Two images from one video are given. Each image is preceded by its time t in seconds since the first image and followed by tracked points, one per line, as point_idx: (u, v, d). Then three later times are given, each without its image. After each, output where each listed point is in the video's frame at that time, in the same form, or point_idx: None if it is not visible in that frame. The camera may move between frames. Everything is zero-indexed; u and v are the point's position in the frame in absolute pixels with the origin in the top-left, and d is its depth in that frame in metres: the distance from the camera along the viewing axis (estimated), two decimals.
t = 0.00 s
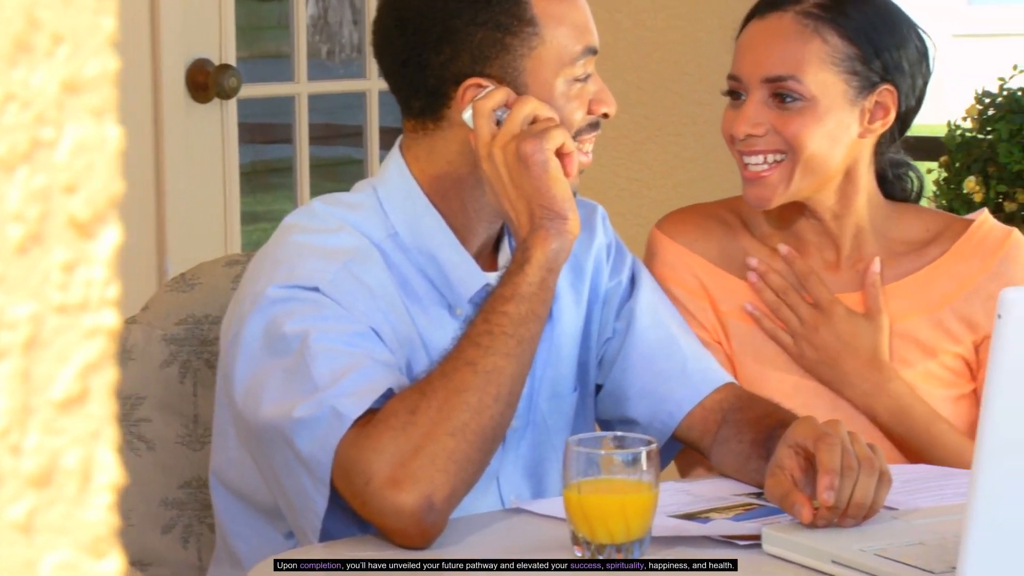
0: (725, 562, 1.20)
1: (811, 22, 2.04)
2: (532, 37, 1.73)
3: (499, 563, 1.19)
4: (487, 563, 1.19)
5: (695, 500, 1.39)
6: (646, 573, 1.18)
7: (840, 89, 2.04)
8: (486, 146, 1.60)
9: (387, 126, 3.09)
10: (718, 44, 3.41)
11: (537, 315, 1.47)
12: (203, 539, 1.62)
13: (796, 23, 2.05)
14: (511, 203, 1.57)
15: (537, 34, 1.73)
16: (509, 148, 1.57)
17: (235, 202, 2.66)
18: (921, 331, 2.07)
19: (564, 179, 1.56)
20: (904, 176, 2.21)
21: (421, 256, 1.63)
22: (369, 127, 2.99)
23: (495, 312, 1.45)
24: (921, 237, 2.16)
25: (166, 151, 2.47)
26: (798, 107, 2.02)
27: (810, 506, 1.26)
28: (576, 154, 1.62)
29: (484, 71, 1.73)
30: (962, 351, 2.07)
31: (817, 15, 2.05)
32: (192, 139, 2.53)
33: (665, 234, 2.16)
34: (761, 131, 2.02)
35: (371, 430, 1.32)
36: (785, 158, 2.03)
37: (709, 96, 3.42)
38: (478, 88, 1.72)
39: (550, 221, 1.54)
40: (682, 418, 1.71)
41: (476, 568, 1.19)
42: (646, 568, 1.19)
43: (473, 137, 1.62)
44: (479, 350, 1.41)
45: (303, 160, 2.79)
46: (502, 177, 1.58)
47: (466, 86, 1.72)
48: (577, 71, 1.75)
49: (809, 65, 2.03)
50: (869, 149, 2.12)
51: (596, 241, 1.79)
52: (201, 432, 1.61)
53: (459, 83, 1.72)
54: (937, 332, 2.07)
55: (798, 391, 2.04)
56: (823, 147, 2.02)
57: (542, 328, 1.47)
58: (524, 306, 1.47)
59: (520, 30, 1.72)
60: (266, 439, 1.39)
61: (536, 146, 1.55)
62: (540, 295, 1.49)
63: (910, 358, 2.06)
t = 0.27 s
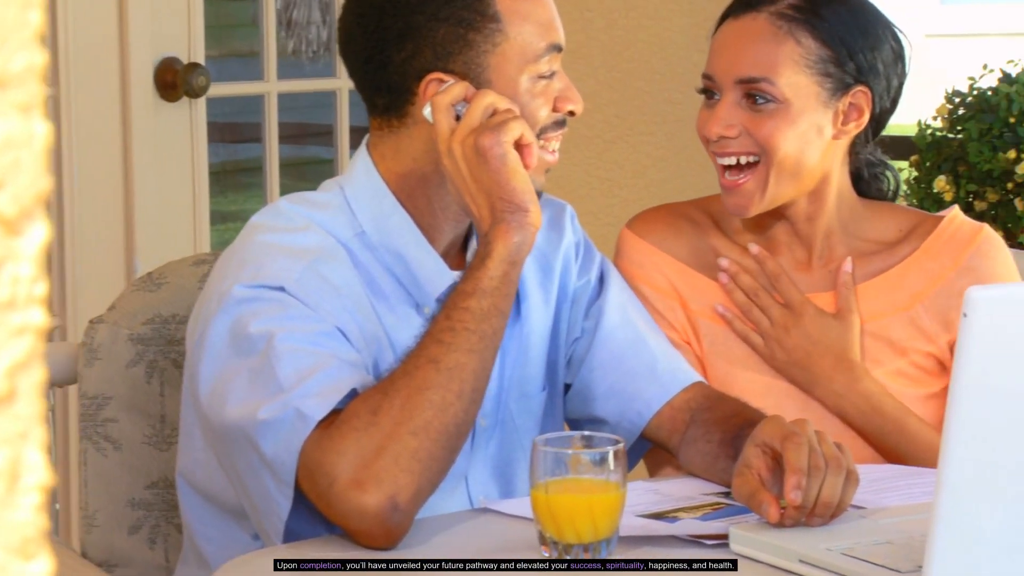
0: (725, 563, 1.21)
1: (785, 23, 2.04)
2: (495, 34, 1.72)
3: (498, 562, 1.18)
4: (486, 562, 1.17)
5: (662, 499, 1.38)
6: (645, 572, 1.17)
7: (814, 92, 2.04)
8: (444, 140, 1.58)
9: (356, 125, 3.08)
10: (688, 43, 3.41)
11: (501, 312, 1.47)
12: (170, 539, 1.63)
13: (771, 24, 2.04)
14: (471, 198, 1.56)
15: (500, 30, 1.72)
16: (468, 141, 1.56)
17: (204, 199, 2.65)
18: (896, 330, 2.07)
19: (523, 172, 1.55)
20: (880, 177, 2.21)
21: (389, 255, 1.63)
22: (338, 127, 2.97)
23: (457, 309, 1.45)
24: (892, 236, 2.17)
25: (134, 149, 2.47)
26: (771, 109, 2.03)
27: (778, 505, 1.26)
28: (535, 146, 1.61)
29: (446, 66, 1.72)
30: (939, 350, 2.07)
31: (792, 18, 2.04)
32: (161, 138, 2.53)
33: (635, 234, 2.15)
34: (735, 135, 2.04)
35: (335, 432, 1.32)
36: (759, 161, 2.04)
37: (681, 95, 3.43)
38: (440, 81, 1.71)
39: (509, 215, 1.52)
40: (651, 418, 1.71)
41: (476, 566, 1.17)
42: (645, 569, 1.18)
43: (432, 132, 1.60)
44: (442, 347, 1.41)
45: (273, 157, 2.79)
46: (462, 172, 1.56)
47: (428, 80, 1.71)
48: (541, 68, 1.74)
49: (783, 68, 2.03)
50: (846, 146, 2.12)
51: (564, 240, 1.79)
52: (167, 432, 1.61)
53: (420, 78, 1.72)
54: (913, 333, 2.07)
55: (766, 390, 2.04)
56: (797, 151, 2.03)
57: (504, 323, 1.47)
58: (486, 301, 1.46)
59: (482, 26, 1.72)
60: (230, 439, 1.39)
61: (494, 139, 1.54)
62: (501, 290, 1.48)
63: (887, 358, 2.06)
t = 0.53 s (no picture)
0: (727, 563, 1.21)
1: (765, 27, 2.03)
2: (455, 33, 1.70)
3: (500, 562, 1.21)
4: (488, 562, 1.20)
5: (627, 502, 1.38)
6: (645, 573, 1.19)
7: (793, 95, 2.05)
8: (403, 140, 1.58)
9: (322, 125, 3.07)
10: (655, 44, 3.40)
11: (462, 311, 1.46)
12: (134, 542, 1.62)
13: (752, 29, 2.03)
14: (429, 197, 1.55)
15: (460, 30, 1.70)
16: (426, 140, 1.55)
17: (171, 198, 2.64)
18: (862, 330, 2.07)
19: (482, 171, 1.54)
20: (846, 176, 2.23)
21: (353, 257, 1.64)
22: (305, 127, 2.98)
23: (418, 310, 1.44)
24: (858, 237, 2.18)
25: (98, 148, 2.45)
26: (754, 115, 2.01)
27: (742, 508, 1.25)
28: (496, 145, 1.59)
29: (406, 67, 1.72)
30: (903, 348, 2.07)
31: (772, 23, 2.03)
32: (128, 139, 2.52)
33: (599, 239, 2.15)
34: (720, 140, 2.01)
35: (296, 435, 1.32)
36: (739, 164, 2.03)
37: (649, 95, 3.42)
38: (400, 81, 1.71)
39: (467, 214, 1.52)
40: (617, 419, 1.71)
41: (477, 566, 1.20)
42: (645, 569, 1.20)
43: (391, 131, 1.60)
44: (402, 349, 1.40)
45: (240, 158, 2.80)
46: (422, 171, 1.55)
47: (387, 81, 1.71)
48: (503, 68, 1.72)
49: (764, 73, 2.02)
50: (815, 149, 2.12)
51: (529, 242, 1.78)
52: (131, 435, 1.61)
53: (381, 79, 1.72)
54: (879, 333, 2.07)
55: (734, 392, 2.03)
56: (775, 153, 2.03)
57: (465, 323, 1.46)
58: (446, 301, 1.46)
59: (442, 26, 1.70)
60: (191, 443, 1.39)
61: (452, 137, 1.53)
62: (462, 289, 1.48)
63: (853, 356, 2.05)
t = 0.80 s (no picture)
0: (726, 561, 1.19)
1: (758, 36, 1.94)
2: (414, 30, 1.69)
3: (500, 562, 1.22)
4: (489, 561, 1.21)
5: (597, 503, 1.38)
6: (646, 572, 1.19)
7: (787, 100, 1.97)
8: (361, 137, 1.58)
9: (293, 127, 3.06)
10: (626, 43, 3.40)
11: (421, 306, 1.45)
12: (102, 545, 1.61)
13: (747, 41, 1.93)
14: (389, 193, 1.55)
15: (418, 26, 1.68)
16: (382, 137, 1.55)
17: (142, 200, 2.63)
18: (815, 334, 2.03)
19: (440, 164, 1.54)
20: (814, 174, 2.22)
21: (321, 256, 1.64)
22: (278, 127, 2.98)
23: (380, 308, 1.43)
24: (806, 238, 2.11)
25: (70, 151, 2.46)
26: (757, 124, 1.91)
27: (711, 510, 1.26)
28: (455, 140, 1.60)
29: (366, 65, 1.70)
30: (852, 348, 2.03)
31: (762, 31, 1.94)
32: (99, 141, 2.50)
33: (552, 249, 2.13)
34: (753, 159, 1.89)
35: (261, 439, 1.32)
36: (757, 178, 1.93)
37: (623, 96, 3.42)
38: (360, 78, 1.70)
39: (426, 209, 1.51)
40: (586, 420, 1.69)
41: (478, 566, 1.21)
42: (644, 568, 1.20)
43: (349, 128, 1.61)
44: (363, 347, 1.40)
45: (212, 159, 2.76)
46: (381, 170, 1.55)
47: (346, 77, 1.71)
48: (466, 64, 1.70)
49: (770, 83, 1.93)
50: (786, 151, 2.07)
51: (498, 243, 1.80)
52: (99, 437, 1.60)
53: (341, 75, 1.71)
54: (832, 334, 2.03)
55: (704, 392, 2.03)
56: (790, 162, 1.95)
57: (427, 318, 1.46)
58: (406, 297, 1.45)
59: (400, 23, 1.68)
60: (158, 446, 1.39)
61: (408, 132, 1.53)
62: (422, 286, 1.47)
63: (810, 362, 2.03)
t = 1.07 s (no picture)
0: (727, 562, 1.18)
1: (692, 44, 1.92)
2: (355, 24, 1.71)
3: (499, 562, 1.22)
4: (488, 561, 1.22)
5: (563, 505, 1.39)
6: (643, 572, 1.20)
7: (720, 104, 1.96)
8: (286, 124, 1.63)
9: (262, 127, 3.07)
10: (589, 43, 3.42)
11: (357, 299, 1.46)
12: (67, 548, 1.62)
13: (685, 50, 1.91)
14: (313, 176, 1.61)
15: (360, 21, 1.71)
16: (304, 122, 1.61)
17: (110, 202, 2.63)
18: (747, 337, 2.02)
19: (360, 147, 1.58)
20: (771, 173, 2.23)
21: (284, 257, 1.64)
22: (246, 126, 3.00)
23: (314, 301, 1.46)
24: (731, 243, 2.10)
25: (37, 157, 2.44)
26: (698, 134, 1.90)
27: (677, 511, 1.25)
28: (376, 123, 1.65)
29: (309, 55, 1.76)
30: (777, 346, 2.00)
31: (696, 39, 1.93)
32: (66, 142, 2.50)
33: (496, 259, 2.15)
34: (694, 169, 1.89)
35: (209, 448, 1.34)
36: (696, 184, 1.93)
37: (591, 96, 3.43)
38: (304, 66, 1.77)
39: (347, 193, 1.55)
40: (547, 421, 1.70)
41: (477, 566, 1.21)
42: (645, 568, 1.21)
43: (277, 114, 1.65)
44: (300, 343, 1.43)
45: (181, 159, 2.76)
46: (304, 154, 1.61)
47: (290, 63, 1.79)
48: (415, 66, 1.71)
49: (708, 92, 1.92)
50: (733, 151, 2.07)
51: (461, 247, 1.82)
52: (64, 439, 1.62)
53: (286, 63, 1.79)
54: (763, 334, 2.01)
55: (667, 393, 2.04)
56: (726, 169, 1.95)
57: (362, 305, 1.49)
58: (338, 287, 1.49)
59: (342, 15, 1.72)
60: (115, 449, 1.41)
61: (328, 115, 1.59)
62: (353, 272, 1.51)
63: (752, 365, 2.01)
